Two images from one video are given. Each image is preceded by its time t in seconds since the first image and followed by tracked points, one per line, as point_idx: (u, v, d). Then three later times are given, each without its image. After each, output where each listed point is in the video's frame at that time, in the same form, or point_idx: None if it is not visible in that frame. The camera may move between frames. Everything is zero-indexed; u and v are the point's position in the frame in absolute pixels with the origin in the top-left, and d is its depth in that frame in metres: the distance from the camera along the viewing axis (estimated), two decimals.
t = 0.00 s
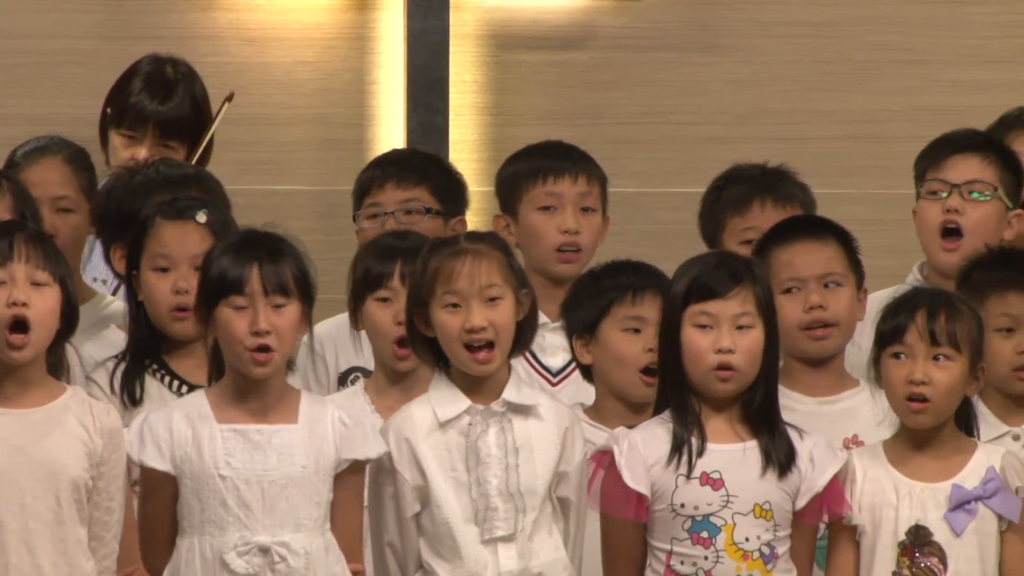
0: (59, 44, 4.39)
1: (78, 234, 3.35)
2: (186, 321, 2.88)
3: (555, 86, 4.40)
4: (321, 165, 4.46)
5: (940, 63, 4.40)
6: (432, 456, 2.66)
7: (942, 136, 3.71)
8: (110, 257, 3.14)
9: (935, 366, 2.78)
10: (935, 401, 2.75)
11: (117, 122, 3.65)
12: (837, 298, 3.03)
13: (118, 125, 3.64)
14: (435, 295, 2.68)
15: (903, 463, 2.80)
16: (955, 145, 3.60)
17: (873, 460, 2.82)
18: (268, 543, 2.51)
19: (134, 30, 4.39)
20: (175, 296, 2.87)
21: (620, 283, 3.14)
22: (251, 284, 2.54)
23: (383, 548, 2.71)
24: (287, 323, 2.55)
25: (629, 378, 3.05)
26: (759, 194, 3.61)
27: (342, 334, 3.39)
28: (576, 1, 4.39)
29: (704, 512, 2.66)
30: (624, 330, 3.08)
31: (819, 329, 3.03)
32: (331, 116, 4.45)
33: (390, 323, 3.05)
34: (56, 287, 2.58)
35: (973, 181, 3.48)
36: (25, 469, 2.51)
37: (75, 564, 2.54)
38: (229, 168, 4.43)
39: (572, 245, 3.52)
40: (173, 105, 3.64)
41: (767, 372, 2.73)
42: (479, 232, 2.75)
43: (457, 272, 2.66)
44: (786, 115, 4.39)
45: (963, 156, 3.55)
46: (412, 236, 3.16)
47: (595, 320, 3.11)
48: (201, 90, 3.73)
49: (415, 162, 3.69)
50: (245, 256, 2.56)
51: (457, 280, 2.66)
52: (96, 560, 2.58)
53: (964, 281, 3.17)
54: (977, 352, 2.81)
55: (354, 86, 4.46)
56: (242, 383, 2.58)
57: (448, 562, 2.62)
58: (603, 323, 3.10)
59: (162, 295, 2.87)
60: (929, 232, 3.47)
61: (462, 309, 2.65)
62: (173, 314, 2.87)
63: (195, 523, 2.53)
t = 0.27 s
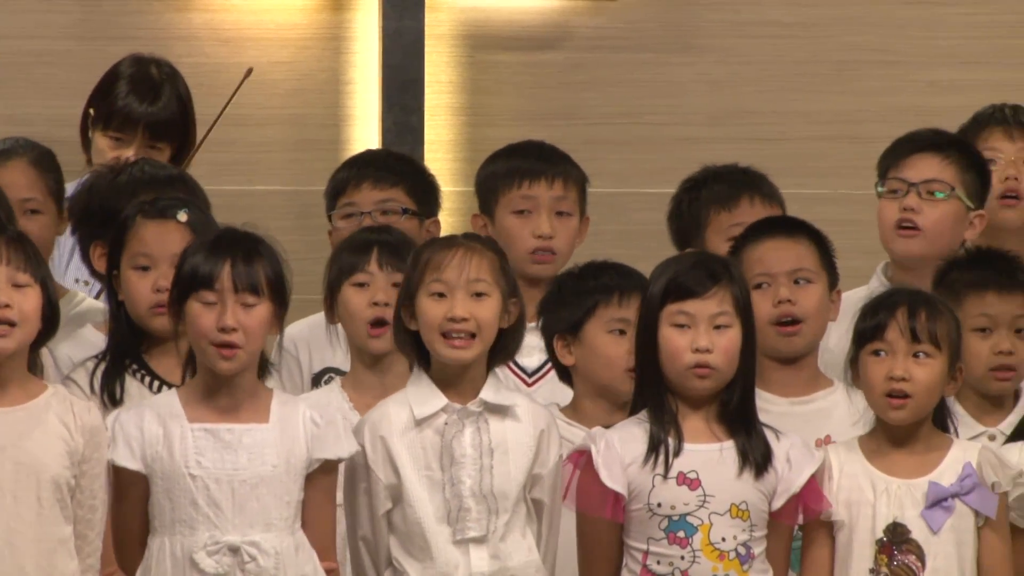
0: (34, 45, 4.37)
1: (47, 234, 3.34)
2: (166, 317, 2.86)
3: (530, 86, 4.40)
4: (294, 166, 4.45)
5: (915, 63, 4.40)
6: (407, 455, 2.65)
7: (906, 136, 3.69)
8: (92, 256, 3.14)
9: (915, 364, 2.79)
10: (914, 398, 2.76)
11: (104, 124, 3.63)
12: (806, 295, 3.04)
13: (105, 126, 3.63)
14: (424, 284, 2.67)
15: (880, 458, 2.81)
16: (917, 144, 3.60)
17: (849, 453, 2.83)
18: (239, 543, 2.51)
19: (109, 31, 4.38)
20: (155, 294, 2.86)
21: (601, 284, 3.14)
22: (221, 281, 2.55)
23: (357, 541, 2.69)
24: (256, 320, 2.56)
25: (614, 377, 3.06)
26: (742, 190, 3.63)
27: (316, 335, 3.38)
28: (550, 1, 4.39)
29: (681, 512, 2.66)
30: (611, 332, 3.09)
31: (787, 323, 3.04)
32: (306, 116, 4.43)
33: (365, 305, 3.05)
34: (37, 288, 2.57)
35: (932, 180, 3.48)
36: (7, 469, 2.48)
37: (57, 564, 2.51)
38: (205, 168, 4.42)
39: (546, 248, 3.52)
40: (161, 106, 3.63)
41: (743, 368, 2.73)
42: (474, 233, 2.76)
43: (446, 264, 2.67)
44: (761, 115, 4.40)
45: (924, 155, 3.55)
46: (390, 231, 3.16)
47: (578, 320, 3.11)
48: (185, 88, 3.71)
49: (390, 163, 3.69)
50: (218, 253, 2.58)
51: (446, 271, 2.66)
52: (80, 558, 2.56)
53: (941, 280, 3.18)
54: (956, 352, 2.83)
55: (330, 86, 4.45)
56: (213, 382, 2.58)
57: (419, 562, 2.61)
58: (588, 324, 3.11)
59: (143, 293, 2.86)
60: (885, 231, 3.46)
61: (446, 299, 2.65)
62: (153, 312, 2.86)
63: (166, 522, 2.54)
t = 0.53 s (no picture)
0: (9, 45, 4.35)
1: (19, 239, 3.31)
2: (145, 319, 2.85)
3: (506, 87, 4.39)
4: (270, 166, 4.44)
5: (890, 63, 4.40)
6: (393, 457, 2.66)
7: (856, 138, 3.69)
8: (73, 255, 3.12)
9: (891, 365, 2.80)
10: (892, 399, 2.77)
11: (85, 130, 3.61)
12: (777, 296, 3.08)
13: (86, 133, 3.60)
14: (422, 289, 2.67)
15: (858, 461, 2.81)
16: (867, 147, 3.60)
17: (827, 456, 2.83)
18: (220, 544, 2.51)
19: (85, 31, 4.36)
20: (135, 295, 2.85)
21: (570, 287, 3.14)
22: (199, 288, 2.54)
23: (340, 538, 2.70)
24: (235, 328, 2.54)
25: (590, 378, 3.06)
26: (718, 189, 3.62)
27: (293, 335, 3.36)
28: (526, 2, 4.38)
29: (657, 513, 2.67)
30: (586, 333, 3.08)
31: (754, 322, 3.07)
32: (282, 117, 4.42)
33: (346, 314, 3.04)
34: (25, 295, 2.55)
35: (880, 183, 3.47)
36: None
37: (40, 564, 2.49)
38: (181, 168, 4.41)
39: (523, 248, 3.51)
40: (141, 109, 3.61)
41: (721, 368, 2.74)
42: (476, 239, 2.76)
43: (445, 271, 2.67)
44: (736, 115, 4.40)
45: (871, 159, 3.54)
46: (367, 232, 3.16)
47: (554, 322, 3.11)
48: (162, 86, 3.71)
49: (365, 165, 3.68)
50: (199, 258, 2.56)
51: (446, 280, 2.66)
52: (64, 561, 2.53)
53: (918, 281, 3.21)
54: (931, 350, 2.84)
55: (305, 87, 4.43)
56: (194, 384, 2.57)
57: (400, 562, 2.63)
58: (563, 325, 3.10)
59: (122, 294, 2.86)
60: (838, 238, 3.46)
61: (444, 308, 2.65)
62: (132, 313, 2.85)
63: (148, 523, 2.53)
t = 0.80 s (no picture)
0: None
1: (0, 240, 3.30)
2: (124, 319, 2.84)
3: (482, 86, 4.40)
4: (246, 165, 4.42)
5: (867, 63, 4.40)
6: (383, 456, 2.66)
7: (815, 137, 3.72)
8: (53, 256, 3.08)
9: (865, 363, 2.81)
10: (868, 397, 2.78)
11: (51, 142, 3.57)
12: (746, 304, 3.11)
13: (52, 145, 3.56)
14: (419, 291, 2.68)
15: (836, 462, 2.82)
16: (825, 145, 3.62)
17: (807, 457, 2.84)
18: (213, 544, 2.50)
19: (63, 30, 4.36)
20: (112, 295, 2.84)
21: (538, 286, 3.15)
22: (197, 288, 2.54)
23: (327, 537, 2.70)
24: (233, 328, 2.54)
25: (562, 378, 3.07)
26: (697, 190, 3.63)
27: (271, 335, 3.35)
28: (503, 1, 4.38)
29: (635, 512, 2.69)
30: (556, 332, 3.10)
31: (724, 332, 3.09)
32: (259, 117, 4.41)
33: (324, 324, 3.03)
34: (15, 301, 2.53)
35: (841, 181, 3.50)
36: None
37: (25, 564, 2.47)
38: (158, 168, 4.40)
39: (505, 246, 3.50)
40: (107, 117, 3.58)
41: (705, 371, 2.75)
42: (476, 241, 2.77)
43: (445, 274, 2.67)
44: (713, 114, 4.41)
45: (830, 157, 3.57)
46: (347, 236, 3.15)
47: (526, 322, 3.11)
48: (125, 96, 3.68)
49: (342, 165, 3.66)
50: (196, 259, 2.56)
51: (444, 283, 2.67)
52: (46, 561, 2.53)
53: (902, 281, 3.24)
54: (903, 345, 2.85)
55: (281, 86, 4.42)
56: (191, 384, 2.57)
57: (385, 561, 2.63)
58: (532, 324, 3.11)
59: (100, 295, 2.85)
60: (801, 235, 3.48)
61: (440, 311, 2.65)
62: (110, 313, 2.84)
63: (140, 521, 2.52)
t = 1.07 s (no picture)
0: None
1: None
2: (94, 320, 2.85)
3: (454, 87, 4.40)
4: (218, 166, 4.41)
5: (840, 64, 4.41)
6: (366, 453, 2.68)
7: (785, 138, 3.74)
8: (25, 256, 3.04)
9: (834, 364, 2.85)
10: (837, 398, 2.82)
11: None
12: (718, 309, 3.16)
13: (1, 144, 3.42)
14: (395, 291, 2.70)
15: (808, 462, 2.86)
16: (802, 145, 3.64)
17: (778, 458, 2.87)
18: (205, 545, 2.54)
19: (35, 31, 4.33)
20: (82, 295, 2.84)
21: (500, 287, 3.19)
22: (193, 283, 2.60)
23: (310, 536, 2.73)
24: (228, 322, 2.60)
25: (524, 379, 3.12)
26: (671, 191, 3.64)
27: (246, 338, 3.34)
28: (475, 1, 4.38)
29: (607, 513, 2.75)
30: (520, 334, 3.14)
31: (698, 339, 3.13)
32: (232, 117, 4.40)
33: (299, 317, 3.03)
34: None
35: (820, 179, 3.51)
36: None
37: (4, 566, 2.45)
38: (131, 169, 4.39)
39: (486, 249, 3.53)
40: (57, 115, 3.50)
41: (681, 369, 2.81)
42: (447, 235, 2.80)
43: (421, 272, 2.70)
44: (688, 115, 4.42)
45: (810, 155, 3.58)
46: (322, 233, 3.14)
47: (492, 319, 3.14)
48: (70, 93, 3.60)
49: (317, 166, 3.66)
50: (190, 255, 2.62)
51: (420, 281, 2.69)
52: (23, 563, 2.51)
53: (882, 279, 3.27)
54: (873, 344, 2.89)
55: (253, 87, 4.40)
56: (183, 381, 2.61)
57: (368, 561, 2.65)
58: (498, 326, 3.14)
59: (69, 295, 2.84)
60: (776, 230, 3.49)
61: (419, 309, 2.68)
62: (79, 314, 2.85)
63: (130, 522, 2.55)
